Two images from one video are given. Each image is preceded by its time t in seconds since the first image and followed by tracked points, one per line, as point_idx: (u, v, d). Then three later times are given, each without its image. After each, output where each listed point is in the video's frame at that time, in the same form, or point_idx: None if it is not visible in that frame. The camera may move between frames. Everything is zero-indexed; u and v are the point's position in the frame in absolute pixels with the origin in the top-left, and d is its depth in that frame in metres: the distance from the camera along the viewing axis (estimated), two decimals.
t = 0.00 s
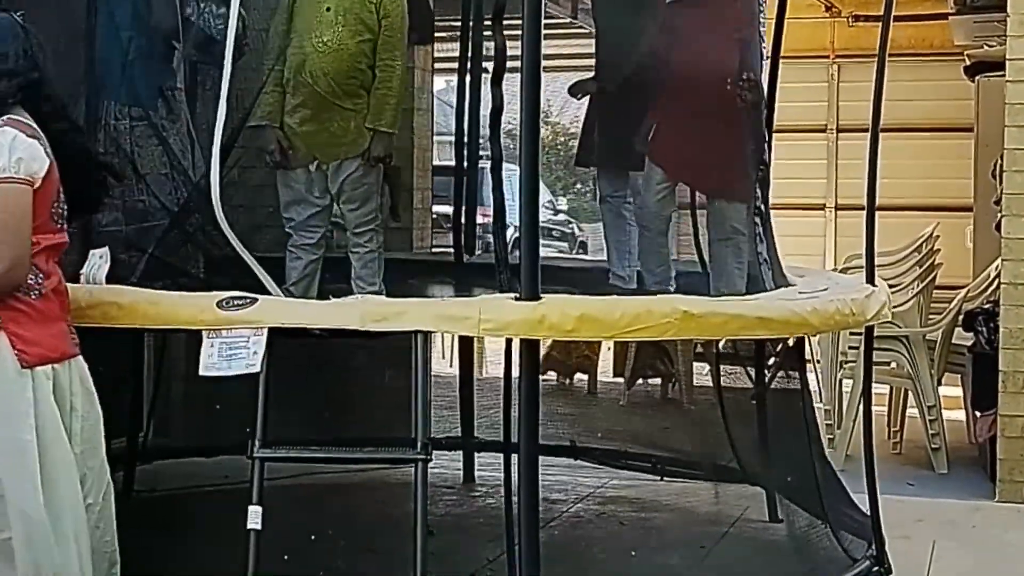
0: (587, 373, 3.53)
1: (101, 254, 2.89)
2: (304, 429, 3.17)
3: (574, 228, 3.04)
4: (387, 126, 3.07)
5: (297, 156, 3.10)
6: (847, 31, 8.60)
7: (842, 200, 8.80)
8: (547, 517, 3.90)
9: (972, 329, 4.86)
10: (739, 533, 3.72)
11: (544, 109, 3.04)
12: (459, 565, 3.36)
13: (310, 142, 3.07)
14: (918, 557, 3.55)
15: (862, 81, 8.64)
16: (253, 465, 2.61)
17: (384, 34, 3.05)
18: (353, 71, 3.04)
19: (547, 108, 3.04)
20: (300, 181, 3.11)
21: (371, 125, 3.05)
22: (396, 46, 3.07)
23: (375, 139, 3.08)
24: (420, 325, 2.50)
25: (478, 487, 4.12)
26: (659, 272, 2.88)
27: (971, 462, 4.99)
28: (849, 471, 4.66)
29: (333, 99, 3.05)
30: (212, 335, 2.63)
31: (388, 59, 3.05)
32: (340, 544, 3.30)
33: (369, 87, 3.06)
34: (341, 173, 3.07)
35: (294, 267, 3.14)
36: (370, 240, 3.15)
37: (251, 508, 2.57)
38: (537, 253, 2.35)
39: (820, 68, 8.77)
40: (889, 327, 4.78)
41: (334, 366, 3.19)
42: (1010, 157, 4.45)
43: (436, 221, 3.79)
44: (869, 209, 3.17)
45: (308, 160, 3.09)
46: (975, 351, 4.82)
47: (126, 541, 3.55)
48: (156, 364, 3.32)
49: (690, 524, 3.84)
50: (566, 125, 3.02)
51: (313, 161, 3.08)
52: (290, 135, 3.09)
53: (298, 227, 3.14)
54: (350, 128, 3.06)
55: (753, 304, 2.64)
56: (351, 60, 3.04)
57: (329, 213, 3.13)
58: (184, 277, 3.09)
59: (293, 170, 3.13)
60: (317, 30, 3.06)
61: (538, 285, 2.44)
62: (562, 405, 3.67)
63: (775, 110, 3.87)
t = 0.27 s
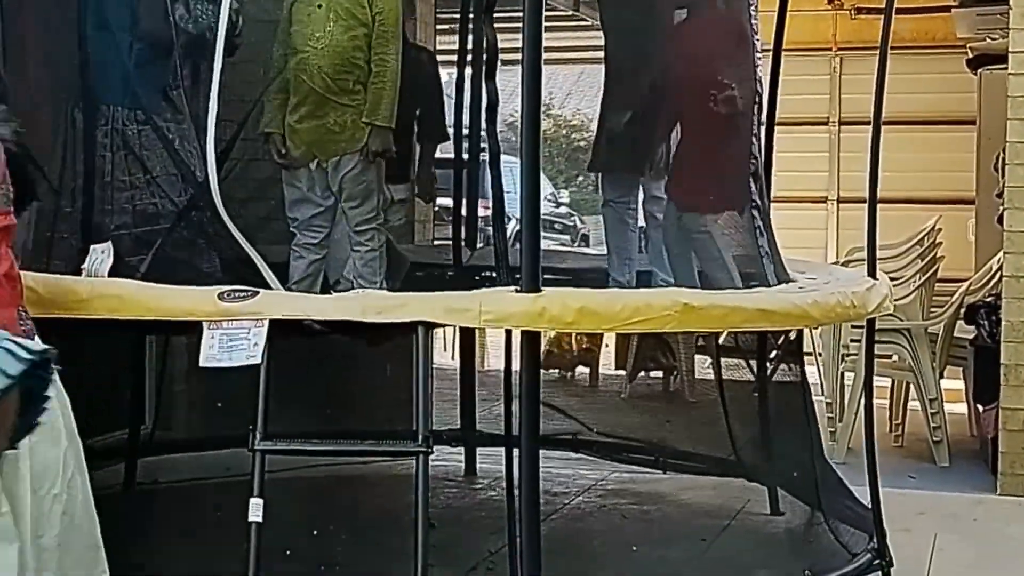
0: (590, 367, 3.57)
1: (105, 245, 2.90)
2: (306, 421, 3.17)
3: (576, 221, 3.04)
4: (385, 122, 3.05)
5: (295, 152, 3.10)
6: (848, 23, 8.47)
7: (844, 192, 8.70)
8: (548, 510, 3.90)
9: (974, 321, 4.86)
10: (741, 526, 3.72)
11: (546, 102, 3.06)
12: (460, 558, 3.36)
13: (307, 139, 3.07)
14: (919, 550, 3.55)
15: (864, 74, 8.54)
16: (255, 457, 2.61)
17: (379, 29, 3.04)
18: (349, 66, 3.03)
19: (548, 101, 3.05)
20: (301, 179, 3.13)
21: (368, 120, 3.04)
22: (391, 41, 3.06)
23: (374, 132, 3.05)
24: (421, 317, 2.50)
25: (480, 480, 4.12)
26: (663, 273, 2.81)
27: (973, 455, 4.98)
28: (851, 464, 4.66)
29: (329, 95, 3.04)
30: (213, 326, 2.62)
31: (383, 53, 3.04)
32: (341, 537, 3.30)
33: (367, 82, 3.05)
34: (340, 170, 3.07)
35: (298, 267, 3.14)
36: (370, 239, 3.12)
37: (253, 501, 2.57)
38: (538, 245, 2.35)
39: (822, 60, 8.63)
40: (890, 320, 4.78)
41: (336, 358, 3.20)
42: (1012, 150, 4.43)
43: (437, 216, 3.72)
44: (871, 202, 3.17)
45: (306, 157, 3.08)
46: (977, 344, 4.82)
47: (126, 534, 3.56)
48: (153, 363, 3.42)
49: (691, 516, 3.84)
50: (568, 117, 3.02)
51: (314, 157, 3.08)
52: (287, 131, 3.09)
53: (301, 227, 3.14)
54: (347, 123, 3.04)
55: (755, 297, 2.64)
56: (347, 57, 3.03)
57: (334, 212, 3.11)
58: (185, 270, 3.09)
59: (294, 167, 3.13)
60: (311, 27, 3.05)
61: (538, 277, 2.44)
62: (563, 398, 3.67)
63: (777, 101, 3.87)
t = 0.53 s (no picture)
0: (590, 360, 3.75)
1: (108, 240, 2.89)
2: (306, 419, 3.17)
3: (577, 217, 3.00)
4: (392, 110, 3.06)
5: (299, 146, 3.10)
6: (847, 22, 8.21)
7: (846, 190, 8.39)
8: (549, 508, 3.90)
9: (974, 319, 4.86)
10: (742, 524, 3.72)
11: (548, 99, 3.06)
12: (461, 556, 3.36)
13: (312, 130, 3.07)
14: (919, 547, 3.55)
15: (864, 72, 8.29)
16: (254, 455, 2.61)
17: (381, 19, 3.05)
18: (352, 56, 3.04)
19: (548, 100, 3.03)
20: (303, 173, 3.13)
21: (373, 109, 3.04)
22: (393, 30, 3.07)
23: (380, 119, 3.04)
24: (420, 317, 2.49)
25: (480, 478, 4.13)
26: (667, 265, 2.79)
27: (973, 453, 4.98)
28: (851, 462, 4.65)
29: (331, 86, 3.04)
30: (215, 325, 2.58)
31: (385, 43, 3.05)
32: (341, 535, 3.30)
33: (371, 74, 3.05)
34: (343, 161, 3.08)
35: (298, 258, 3.13)
36: (372, 230, 3.13)
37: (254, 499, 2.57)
38: (539, 241, 2.35)
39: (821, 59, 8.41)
40: (891, 318, 4.78)
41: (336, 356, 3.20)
42: (1013, 149, 4.43)
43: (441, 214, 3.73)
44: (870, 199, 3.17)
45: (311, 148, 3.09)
46: (977, 342, 4.82)
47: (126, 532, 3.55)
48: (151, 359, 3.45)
49: (691, 515, 3.84)
50: (568, 115, 3.02)
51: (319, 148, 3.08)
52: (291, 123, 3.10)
53: (301, 218, 3.15)
54: (351, 114, 3.03)
55: (755, 295, 2.64)
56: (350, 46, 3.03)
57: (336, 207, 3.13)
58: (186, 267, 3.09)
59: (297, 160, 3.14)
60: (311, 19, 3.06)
61: (539, 276, 2.43)
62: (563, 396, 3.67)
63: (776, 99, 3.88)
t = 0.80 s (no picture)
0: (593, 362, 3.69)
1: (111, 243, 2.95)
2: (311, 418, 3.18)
3: (579, 218, 3.02)
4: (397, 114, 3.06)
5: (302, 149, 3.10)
6: (852, 20, 8.01)
7: (848, 190, 8.20)
8: (551, 506, 3.91)
9: (977, 319, 4.86)
10: (745, 523, 3.72)
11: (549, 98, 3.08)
12: (464, 555, 3.36)
13: (318, 135, 3.08)
14: (922, 546, 3.55)
15: (870, 71, 8.09)
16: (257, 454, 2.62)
17: (388, 25, 3.05)
18: (359, 61, 3.05)
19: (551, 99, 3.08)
20: (309, 175, 3.13)
21: (379, 113, 3.06)
22: (402, 30, 3.07)
23: (386, 124, 3.07)
24: (423, 315, 2.50)
25: (483, 477, 4.14)
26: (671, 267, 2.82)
27: (976, 452, 4.98)
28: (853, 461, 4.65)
29: (336, 91, 3.06)
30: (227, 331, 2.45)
31: (392, 47, 3.05)
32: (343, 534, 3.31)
33: (376, 78, 3.06)
34: (348, 166, 3.11)
35: (303, 263, 3.08)
36: (377, 235, 3.11)
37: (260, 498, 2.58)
38: (541, 240, 2.36)
39: (826, 57, 8.18)
40: (893, 318, 4.78)
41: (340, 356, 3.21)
42: (1016, 148, 4.42)
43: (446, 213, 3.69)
44: (874, 199, 3.17)
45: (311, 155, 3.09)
46: (980, 341, 4.82)
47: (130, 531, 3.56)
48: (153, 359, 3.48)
49: (694, 514, 3.84)
50: (571, 115, 3.05)
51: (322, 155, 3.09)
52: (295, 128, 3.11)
53: (306, 223, 3.11)
54: (356, 119, 3.07)
55: (758, 294, 2.64)
56: (357, 51, 3.05)
57: (342, 208, 3.12)
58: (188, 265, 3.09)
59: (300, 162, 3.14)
60: (317, 25, 3.07)
61: (544, 274, 2.44)
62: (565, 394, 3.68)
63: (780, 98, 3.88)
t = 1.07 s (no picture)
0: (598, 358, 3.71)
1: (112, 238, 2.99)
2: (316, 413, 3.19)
3: (582, 214, 3.03)
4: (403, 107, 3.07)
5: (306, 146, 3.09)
6: (856, 16, 8.01)
7: (852, 186, 8.20)
8: (555, 502, 3.91)
9: (980, 314, 4.87)
10: (749, 518, 3.72)
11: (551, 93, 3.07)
12: (468, 550, 3.37)
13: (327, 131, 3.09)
14: (926, 542, 3.56)
15: (873, 67, 8.09)
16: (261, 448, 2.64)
17: (393, 18, 3.06)
18: (365, 57, 3.05)
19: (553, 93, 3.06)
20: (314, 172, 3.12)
21: (385, 107, 3.07)
22: (408, 25, 3.07)
23: (392, 118, 3.07)
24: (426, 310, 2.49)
25: (487, 472, 4.14)
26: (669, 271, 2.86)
27: (980, 447, 4.99)
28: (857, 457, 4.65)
29: (343, 87, 3.06)
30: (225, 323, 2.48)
31: (398, 41, 3.05)
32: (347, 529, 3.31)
33: (382, 73, 3.06)
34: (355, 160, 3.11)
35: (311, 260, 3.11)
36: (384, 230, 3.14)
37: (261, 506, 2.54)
38: (545, 236, 2.35)
39: (830, 53, 8.18)
40: (897, 313, 4.78)
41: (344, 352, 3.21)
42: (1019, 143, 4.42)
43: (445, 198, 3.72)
44: (877, 195, 3.17)
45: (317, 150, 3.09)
46: (983, 337, 4.82)
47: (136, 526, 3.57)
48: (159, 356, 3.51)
49: (697, 509, 3.85)
50: (574, 111, 3.03)
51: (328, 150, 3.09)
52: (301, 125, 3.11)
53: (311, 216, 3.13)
54: (363, 114, 3.07)
55: (762, 290, 2.64)
56: (363, 46, 3.04)
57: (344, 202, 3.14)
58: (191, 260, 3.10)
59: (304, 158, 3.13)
60: (321, 21, 3.06)
61: (546, 271, 2.43)
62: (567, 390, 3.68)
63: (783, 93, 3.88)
